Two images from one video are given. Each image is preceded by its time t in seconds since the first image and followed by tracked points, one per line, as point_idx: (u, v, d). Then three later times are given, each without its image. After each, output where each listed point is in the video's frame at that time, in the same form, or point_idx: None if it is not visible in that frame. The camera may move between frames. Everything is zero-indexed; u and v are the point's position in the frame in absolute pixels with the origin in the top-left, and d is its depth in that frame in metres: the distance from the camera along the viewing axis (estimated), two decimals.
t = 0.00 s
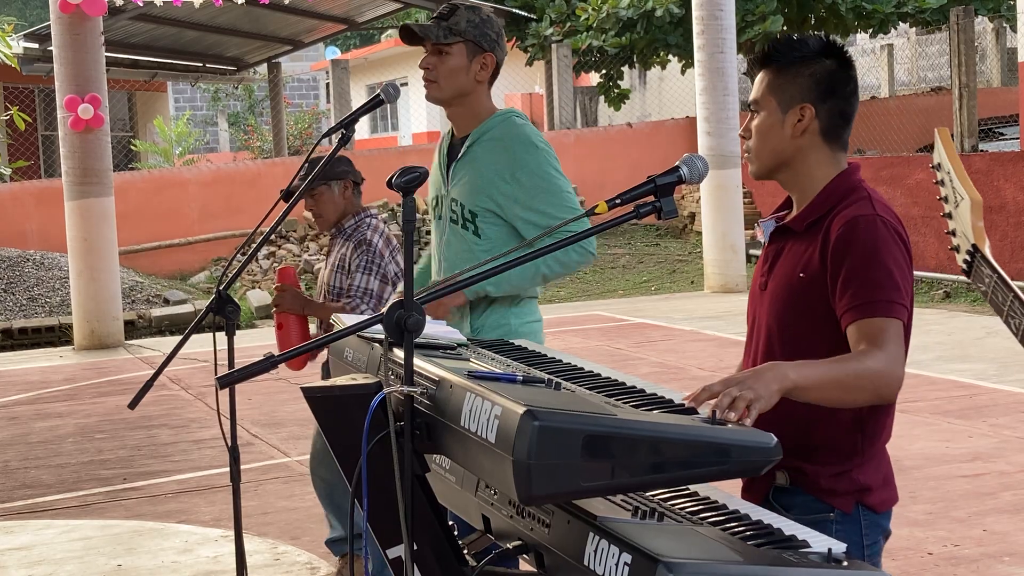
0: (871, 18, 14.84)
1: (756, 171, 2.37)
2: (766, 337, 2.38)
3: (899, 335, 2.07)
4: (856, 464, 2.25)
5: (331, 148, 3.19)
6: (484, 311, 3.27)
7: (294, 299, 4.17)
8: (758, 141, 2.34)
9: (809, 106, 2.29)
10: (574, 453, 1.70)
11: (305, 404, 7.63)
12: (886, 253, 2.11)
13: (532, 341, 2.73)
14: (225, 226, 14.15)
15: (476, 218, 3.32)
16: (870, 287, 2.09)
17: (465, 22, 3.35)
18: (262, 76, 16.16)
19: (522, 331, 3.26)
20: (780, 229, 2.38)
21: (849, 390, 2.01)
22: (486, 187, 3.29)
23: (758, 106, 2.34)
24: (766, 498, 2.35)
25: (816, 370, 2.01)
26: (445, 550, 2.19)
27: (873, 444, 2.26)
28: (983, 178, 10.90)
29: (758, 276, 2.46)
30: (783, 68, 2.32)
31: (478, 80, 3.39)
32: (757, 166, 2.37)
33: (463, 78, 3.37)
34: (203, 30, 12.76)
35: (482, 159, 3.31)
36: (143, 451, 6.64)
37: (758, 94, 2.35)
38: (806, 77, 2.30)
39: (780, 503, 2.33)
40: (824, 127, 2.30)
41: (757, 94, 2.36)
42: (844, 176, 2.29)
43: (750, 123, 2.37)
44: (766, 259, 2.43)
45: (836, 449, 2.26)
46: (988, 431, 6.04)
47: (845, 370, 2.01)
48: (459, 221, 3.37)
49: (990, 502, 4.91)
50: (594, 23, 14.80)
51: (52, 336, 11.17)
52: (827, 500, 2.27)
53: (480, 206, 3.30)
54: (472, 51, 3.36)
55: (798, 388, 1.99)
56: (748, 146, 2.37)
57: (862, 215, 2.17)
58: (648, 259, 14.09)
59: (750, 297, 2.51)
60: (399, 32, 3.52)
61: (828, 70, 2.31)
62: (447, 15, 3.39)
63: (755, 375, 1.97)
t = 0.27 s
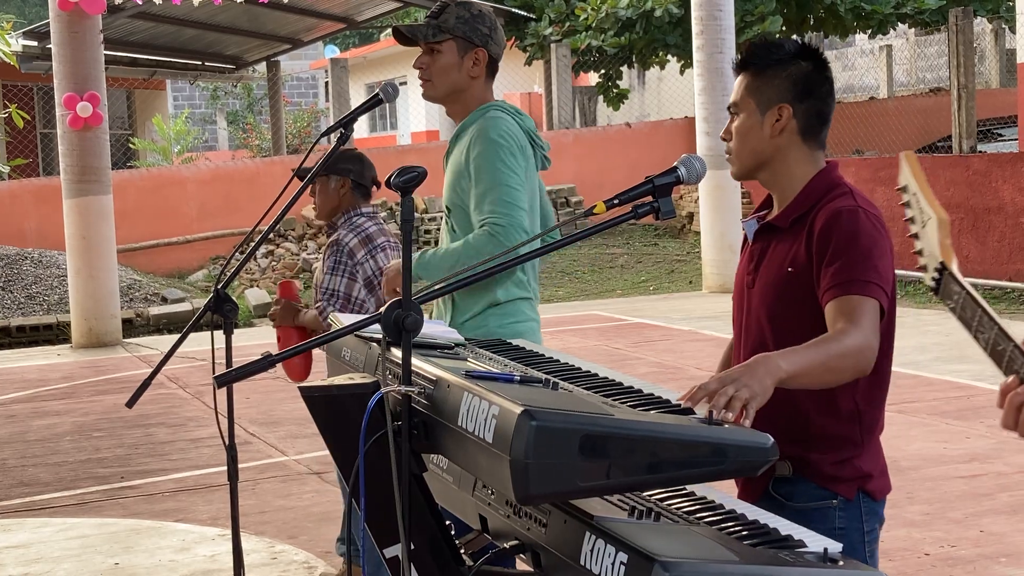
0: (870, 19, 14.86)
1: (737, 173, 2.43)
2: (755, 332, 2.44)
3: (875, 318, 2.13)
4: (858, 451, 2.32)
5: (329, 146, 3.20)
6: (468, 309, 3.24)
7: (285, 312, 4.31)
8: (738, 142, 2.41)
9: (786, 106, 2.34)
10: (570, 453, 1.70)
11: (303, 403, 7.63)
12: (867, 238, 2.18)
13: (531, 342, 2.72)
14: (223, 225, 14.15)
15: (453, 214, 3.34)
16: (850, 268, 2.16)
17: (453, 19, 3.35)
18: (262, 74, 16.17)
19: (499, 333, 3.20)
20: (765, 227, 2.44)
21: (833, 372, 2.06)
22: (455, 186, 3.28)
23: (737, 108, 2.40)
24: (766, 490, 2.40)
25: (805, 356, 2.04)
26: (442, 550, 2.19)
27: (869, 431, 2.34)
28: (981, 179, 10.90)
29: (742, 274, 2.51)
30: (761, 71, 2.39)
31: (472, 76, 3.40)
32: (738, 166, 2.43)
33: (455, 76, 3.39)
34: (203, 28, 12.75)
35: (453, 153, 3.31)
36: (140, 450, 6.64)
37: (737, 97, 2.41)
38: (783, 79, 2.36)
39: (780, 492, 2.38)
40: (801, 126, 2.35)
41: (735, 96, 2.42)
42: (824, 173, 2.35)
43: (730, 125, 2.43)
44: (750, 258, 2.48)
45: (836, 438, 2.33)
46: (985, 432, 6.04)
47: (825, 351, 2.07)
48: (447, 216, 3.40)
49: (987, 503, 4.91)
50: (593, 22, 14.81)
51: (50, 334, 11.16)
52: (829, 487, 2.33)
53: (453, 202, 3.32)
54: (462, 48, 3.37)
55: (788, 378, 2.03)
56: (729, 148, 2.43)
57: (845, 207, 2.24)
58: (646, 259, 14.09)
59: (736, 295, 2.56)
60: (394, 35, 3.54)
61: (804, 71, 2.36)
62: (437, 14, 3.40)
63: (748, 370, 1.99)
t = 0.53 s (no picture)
0: (868, 21, 14.89)
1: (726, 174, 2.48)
2: (749, 329, 2.46)
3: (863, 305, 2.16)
4: (858, 444, 2.34)
5: (328, 145, 3.18)
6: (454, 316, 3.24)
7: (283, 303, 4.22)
8: (726, 144, 2.46)
9: (774, 106, 2.40)
10: (568, 451, 1.70)
11: (300, 401, 7.62)
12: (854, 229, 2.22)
13: (530, 341, 2.72)
14: (220, 223, 14.14)
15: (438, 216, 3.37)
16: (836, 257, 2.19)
17: (450, 26, 3.36)
18: (259, 73, 16.16)
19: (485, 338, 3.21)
20: (755, 226, 2.46)
21: (827, 360, 2.08)
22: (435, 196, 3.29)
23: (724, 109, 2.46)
24: (766, 487, 2.41)
25: (796, 349, 2.06)
26: (439, 548, 2.19)
27: (869, 425, 2.36)
28: (978, 181, 10.91)
29: (733, 276, 2.53)
30: (747, 71, 2.44)
31: (464, 83, 3.40)
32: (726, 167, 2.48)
33: (448, 82, 3.39)
34: (201, 27, 12.74)
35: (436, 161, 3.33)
36: (137, 447, 6.64)
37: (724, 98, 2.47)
38: (769, 80, 2.42)
39: (782, 488, 2.39)
40: (788, 124, 2.41)
41: (722, 99, 2.48)
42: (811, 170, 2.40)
43: (717, 128, 2.49)
44: (742, 257, 2.50)
45: (835, 433, 2.34)
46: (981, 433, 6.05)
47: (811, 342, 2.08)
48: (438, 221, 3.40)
49: (983, 504, 4.92)
50: (592, 23, 14.87)
51: (47, 331, 11.15)
52: (831, 482, 2.35)
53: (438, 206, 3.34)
54: (456, 53, 3.38)
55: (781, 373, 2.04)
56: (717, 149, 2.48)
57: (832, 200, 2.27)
58: (643, 259, 14.10)
59: (728, 296, 2.58)
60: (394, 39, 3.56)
61: (789, 72, 2.43)
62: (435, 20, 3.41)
63: (742, 367, 2.00)
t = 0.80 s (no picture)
0: (864, 22, 14.89)
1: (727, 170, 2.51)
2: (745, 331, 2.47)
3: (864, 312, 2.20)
4: (856, 446, 2.36)
5: (324, 143, 3.18)
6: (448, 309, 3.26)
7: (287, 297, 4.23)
8: (729, 140, 2.49)
9: (780, 106, 2.44)
10: (564, 451, 1.70)
11: (294, 400, 7.62)
12: (853, 235, 2.26)
13: (525, 340, 2.72)
14: (214, 221, 14.13)
15: (434, 207, 3.37)
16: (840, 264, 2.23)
17: (443, 18, 3.36)
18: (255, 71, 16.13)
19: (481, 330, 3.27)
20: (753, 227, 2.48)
21: (824, 370, 2.09)
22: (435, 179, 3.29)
23: (730, 105, 2.49)
24: (765, 489, 2.42)
25: (796, 355, 2.06)
26: (435, 547, 2.20)
27: (866, 427, 2.39)
28: (973, 182, 10.93)
29: (731, 276, 2.54)
30: (755, 69, 2.49)
31: (457, 75, 3.40)
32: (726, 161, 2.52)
33: (441, 73, 3.39)
34: (196, 24, 12.72)
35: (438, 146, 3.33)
36: (131, 445, 6.63)
37: (729, 94, 2.51)
38: (776, 80, 2.46)
39: (780, 490, 2.41)
40: (794, 127, 2.45)
41: (728, 96, 2.52)
42: (812, 172, 2.43)
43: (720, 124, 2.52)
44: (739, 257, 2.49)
45: (835, 435, 2.36)
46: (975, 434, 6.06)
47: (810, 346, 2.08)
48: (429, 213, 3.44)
49: (977, 505, 4.93)
50: (588, 23, 14.86)
51: (41, 329, 11.13)
52: (831, 483, 2.36)
53: (435, 195, 3.35)
54: (449, 46, 3.37)
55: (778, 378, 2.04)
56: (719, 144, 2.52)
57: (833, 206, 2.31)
58: (638, 259, 14.10)
59: (725, 301, 2.58)
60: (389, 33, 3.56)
61: (798, 72, 2.46)
62: (427, 13, 3.40)
63: (740, 370, 2.01)
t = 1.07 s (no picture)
0: (856, 24, 14.92)
1: (740, 168, 2.45)
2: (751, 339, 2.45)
3: (878, 333, 2.15)
4: (857, 460, 2.34)
5: (317, 141, 3.20)
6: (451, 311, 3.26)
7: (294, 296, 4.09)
8: (744, 139, 2.43)
9: (800, 107, 2.39)
10: (557, 447, 1.71)
11: (286, 398, 7.61)
12: (869, 248, 2.19)
13: (520, 339, 2.71)
14: (206, 219, 14.11)
15: (442, 217, 3.31)
16: (851, 287, 2.17)
17: (428, 24, 3.36)
18: (247, 68, 16.11)
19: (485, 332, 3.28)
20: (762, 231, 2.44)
21: (836, 390, 2.13)
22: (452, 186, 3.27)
23: (747, 104, 2.44)
24: (765, 500, 2.41)
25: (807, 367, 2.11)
26: (427, 544, 2.20)
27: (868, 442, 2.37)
28: (965, 184, 10.95)
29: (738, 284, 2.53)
30: (775, 67, 2.44)
31: (444, 81, 3.40)
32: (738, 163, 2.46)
33: (428, 80, 3.39)
34: (188, 22, 12.70)
35: (451, 155, 3.30)
36: (121, 442, 6.62)
37: (746, 92, 2.45)
38: (796, 81, 2.41)
39: (779, 503, 2.39)
40: (813, 129, 2.39)
41: (744, 93, 2.45)
42: (826, 175, 2.37)
43: (734, 122, 2.46)
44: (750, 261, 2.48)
45: (836, 449, 2.34)
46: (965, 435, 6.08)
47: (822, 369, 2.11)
48: (423, 219, 3.39)
49: (967, 506, 4.94)
50: (581, 22, 14.88)
51: (31, 325, 11.11)
52: (830, 498, 2.34)
53: (446, 204, 3.30)
54: (436, 52, 3.38)
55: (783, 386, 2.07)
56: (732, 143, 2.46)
57: (846, 214, 2.24)
58: (630, 259, 14.11)
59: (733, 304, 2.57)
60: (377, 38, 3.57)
61: (819, 73, 2.43)
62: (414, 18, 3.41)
63: (742, 375, 2.03)
